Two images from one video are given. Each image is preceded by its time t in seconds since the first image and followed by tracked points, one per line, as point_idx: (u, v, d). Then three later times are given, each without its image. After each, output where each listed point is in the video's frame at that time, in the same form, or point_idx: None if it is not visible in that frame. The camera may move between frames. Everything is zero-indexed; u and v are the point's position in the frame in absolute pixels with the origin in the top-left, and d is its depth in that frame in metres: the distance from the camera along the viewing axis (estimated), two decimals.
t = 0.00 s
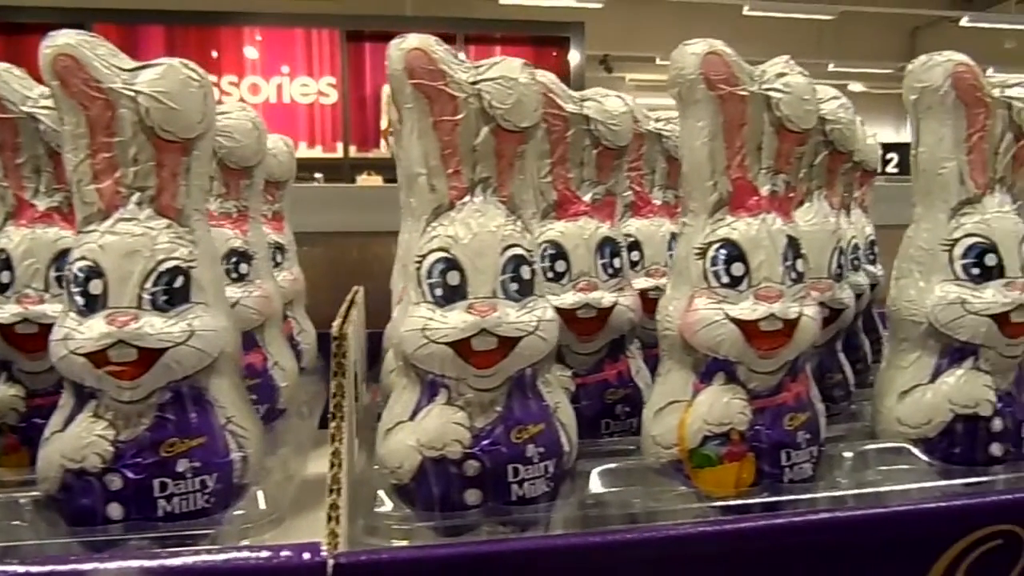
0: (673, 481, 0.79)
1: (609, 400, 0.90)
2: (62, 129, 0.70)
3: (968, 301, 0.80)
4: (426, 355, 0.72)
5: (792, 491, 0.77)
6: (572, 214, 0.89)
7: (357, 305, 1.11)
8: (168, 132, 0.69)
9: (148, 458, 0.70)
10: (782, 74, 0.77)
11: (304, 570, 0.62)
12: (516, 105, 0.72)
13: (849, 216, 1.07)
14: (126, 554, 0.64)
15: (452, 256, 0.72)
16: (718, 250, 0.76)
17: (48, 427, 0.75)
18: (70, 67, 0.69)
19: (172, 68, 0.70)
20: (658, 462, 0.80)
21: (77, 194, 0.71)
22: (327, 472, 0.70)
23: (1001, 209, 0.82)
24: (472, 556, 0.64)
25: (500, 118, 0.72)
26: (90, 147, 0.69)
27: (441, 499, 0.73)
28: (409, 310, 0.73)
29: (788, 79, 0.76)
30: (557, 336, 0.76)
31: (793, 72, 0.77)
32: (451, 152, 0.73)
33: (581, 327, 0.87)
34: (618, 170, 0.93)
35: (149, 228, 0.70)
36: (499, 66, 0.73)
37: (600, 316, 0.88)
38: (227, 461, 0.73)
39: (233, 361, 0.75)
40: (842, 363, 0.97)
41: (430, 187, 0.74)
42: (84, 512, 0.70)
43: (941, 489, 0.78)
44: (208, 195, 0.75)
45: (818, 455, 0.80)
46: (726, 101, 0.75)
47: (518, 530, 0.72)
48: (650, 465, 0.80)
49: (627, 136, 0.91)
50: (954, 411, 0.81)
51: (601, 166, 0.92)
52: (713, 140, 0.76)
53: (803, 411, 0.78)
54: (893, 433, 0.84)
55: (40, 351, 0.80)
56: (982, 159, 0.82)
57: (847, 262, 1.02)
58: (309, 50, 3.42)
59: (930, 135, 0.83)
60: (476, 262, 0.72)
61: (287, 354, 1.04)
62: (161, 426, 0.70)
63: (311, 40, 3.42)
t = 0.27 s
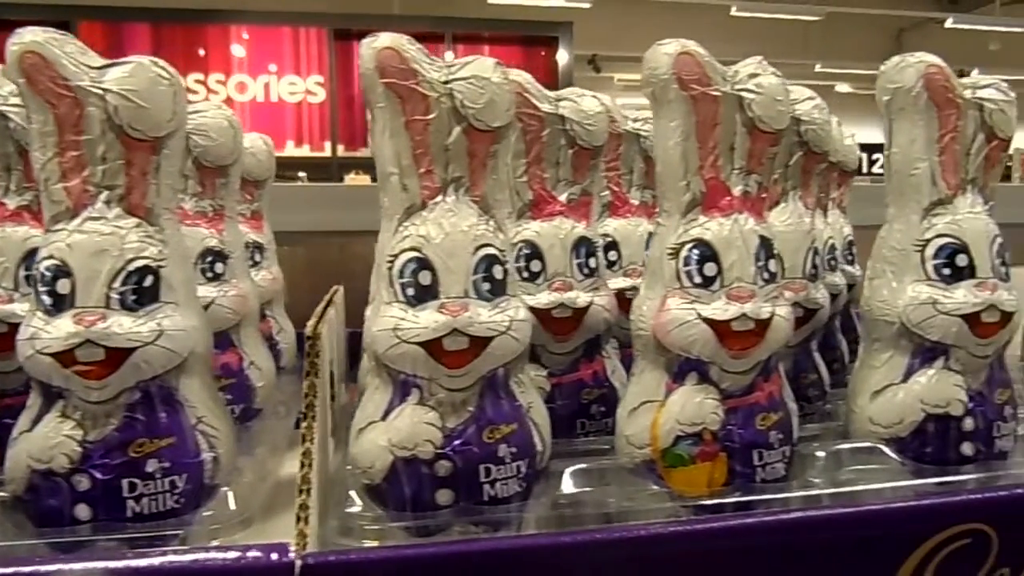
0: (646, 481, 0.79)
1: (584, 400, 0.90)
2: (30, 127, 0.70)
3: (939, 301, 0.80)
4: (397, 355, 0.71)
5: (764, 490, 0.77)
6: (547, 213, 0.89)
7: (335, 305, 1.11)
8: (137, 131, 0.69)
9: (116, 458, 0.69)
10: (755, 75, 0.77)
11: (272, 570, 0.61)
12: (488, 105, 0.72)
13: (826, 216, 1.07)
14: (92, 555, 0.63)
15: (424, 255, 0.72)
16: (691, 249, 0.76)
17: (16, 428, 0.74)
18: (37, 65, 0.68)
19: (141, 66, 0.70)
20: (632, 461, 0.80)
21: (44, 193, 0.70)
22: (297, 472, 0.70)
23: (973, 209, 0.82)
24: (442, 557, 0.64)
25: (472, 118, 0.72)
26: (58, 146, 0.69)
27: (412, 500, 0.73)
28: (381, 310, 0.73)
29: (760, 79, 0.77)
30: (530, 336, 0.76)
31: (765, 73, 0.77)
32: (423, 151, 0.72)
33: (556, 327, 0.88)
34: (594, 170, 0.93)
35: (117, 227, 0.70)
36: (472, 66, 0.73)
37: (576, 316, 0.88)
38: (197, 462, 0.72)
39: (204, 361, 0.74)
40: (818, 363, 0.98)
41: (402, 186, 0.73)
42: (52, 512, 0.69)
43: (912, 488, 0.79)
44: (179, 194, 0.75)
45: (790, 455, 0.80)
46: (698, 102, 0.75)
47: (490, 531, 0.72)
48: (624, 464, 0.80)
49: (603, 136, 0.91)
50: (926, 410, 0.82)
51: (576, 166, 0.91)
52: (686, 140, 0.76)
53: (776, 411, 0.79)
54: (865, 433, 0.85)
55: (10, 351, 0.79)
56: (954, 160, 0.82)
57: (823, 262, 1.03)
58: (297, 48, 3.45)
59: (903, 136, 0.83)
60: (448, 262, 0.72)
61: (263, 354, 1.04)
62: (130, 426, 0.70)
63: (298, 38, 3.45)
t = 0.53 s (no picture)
0: (620, 478, 0.79)
1: (561, 397, 0.90)
2: None
3: (913, 299, 0.81)
4: (368, 352, 0.71)
5: (738, 487, 0.77)
6: (524, 210, 0.89)
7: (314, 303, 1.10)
8: (105, 126, 0.68)
9: (84, 456, 0.69)
10: (729, 72, 0.77)
11: (239, 567, 0.60)
12: (461, 101, 0.72)
13: (804, 214, 1.07)
14: (57, 554, 0.63)
15: (396, 252, 0.71)
16: (665, 246, 0.76)
17: None
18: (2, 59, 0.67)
19: (108, 60, 0.69)
20: (607, 459, 0.80)
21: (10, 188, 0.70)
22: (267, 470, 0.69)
23: (946, 207, 0.83)
24: (414, 555, 0.63)
25: (444, 114, 0.72)
26: (24, 141, 0.68)
27: (384, 497, 0.72)
28: (353, 307, 0.73)
29: (734, 76, 0.76)
30: (503, 333, 0.76)
31: (739, 70, 0.77)
32: (395, 147, 0.72)
33: (533, 324, 0.87)
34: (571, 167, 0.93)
35: (85, 223, 0.69)
36: (444, 62, 0.72)
37: (552, 313, 0.88)
38: (167, 460, 0.72)
39: (175, 359, 0.74)
40: (795, 360, 0.98)
41: (374, 182, 0.73)
42: (18, 511, 0.69)
43: (885, 485, 0.79)
44: (149, 190, 0.74)
45: (765, 452, 0.80)
46: (672, 98, 0.75)
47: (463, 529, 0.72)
48: (599, 462, 0.80)
49: (579, 133, 0.91)
50: (899, 408, 0.82)
51: (553, 163, 0.91)
52: (660, 137, 0.76)
53: (750, 408, 0.79)
54: (840, 430, 0.85)
55: None
56: (928, 158, 0.82)
57: (801, 260, 1.03)
58: (285, 44, 3.40)
59: (878, 134, 0.83)
60: (420, 259, 0.71)
61: (240, 352, 1.03)
62: (98, 424, 0.69)
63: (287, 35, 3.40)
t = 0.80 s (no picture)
0: (591, 475, 0.79)
1: (534, 393, 0.90)
2: None
3: (883, 294, 0.81)
4: (335, 349, 0.70)
5: (707, 483, 0.77)
6: (495, 207, 0.89)
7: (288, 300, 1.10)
8: (66, 122, 0.68)
9: (47, 455, 0.68)
10: (698, 67, 0.77)
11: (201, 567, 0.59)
12: (428, 96, 0.71)
13: (779, 210, 1.07)
14: (17, 554, 0.62)
15: (362, 248, 0.71)
16: (634, 242, 0.76)
17: None
18: None
19: (69, 55, 0.68)
20: (577, 455, 0.80)
21: None
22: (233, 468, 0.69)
23: (916, 202, 0.83)
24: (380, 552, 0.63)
25: (411, 109, 0.71)
26: None
27: (352, 495, 0.72)
28: (319, 304, 0.72)
29: (703, 71, 0.76)
30: (472, 329, 0.75)
31: (709, 65, 0.77)
32: (361, 143, 0.71)
33: (504, 321, 0.87)
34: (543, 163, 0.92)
35: (46, 219, 0.68)
36: (410, 57, 0.72)
37: (524, 310, 0.87)
38: (133, 458, 0.71)
39: (140, 357, 0.73)
40: (768, 356, 0.98)
41: (341, 178, 0.72)
42: None
43: (855, 480, 0.79)
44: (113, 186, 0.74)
45: (735, 448, 0.80)
46: (641, 93, 0.75)
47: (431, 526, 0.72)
48: (570, 458, 0.80)
49: (551, 129, 0.90)
50: (869, 403, 0.82)
51: (525, 158, 0.90)
52: (629, 132, 0.76)
53: (720, 404, 0.78)
54: (812, 426, 0.85)
55: None
56: (898, 153, 0.82)
57: (775, 255, 1.03)
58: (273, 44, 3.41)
59: (848, 129, 0.83)
60: (387, 255, 0.71)
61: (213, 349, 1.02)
62: (61, 422, 0.69)
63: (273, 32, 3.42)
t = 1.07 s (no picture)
0: (557, 476, 0.79)
1: (502, 394, 0.89)
2: None
3: (847, 295, 0.81)
4: (297, 351, 0.70)
5: (673, 484, 0.77)
6: (463, 207, 0.89)
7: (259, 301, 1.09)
8: (23, 121, 0.67)
9: (3, 458, 0.67)
10: (662, 68, 0.77)
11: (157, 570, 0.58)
12: (391, 97, 0.71)
13: (750, 210, 1.08)
14: None
15: (324, 249, 0.71)
16: (599, 243, 0.76)
17: None
18: None
19: (27, 54, 0.68)
20: (544, 456, 0.79)
21: None
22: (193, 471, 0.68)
23: (881, 203, 0.83)
24: (341, 555, 0.62)
25: (374, 109, 0.71)
26: None
27: (315, 497, 0.71)
28: (282, 305, 0.72)
29: (667, 72, 0.76)
30: (437, 330, 0.75)
31: (674, 66, 0.77)
32: (324, 143, 0.71)
33: (472, 322, 0.87)
34: (511, 164, 0.91)
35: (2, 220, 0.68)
36: (373, 57, 0.72)
37: (492, 311, 0.87)
38: (92, 461, 0.70)
39: (101, 358, 0.72)
40: (738, 356, 0.98)
41: (303, 179, 0.72)
42: None
43: (821, 479, 0.80)
44: (73, 187, 0.73)
45: (701, 448, 0.80)
46: (605, 94, 0.75)
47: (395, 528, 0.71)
48: (536, 459, 0.80)
49: (519, 130, 0.89)
50: (835, 403, 0.82)
51: (492, 160, 0.89)
52: (593, 133, 0.76)
53: (685, 404, 0.79)
54: (778, 426, 0.85)
55: None
56: (863, 154, 0.83)
57: (746, 256, 1.03)
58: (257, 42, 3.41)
59: (813, 130, 0.83)
60: (349, 256, 0.71)
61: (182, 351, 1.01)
62: (18, 425, 0.68)
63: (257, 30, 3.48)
